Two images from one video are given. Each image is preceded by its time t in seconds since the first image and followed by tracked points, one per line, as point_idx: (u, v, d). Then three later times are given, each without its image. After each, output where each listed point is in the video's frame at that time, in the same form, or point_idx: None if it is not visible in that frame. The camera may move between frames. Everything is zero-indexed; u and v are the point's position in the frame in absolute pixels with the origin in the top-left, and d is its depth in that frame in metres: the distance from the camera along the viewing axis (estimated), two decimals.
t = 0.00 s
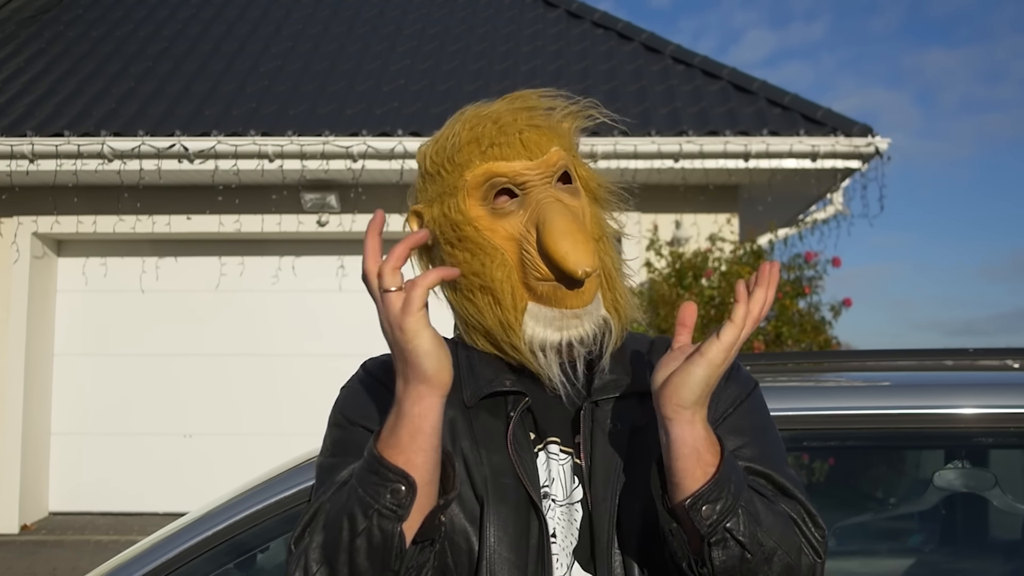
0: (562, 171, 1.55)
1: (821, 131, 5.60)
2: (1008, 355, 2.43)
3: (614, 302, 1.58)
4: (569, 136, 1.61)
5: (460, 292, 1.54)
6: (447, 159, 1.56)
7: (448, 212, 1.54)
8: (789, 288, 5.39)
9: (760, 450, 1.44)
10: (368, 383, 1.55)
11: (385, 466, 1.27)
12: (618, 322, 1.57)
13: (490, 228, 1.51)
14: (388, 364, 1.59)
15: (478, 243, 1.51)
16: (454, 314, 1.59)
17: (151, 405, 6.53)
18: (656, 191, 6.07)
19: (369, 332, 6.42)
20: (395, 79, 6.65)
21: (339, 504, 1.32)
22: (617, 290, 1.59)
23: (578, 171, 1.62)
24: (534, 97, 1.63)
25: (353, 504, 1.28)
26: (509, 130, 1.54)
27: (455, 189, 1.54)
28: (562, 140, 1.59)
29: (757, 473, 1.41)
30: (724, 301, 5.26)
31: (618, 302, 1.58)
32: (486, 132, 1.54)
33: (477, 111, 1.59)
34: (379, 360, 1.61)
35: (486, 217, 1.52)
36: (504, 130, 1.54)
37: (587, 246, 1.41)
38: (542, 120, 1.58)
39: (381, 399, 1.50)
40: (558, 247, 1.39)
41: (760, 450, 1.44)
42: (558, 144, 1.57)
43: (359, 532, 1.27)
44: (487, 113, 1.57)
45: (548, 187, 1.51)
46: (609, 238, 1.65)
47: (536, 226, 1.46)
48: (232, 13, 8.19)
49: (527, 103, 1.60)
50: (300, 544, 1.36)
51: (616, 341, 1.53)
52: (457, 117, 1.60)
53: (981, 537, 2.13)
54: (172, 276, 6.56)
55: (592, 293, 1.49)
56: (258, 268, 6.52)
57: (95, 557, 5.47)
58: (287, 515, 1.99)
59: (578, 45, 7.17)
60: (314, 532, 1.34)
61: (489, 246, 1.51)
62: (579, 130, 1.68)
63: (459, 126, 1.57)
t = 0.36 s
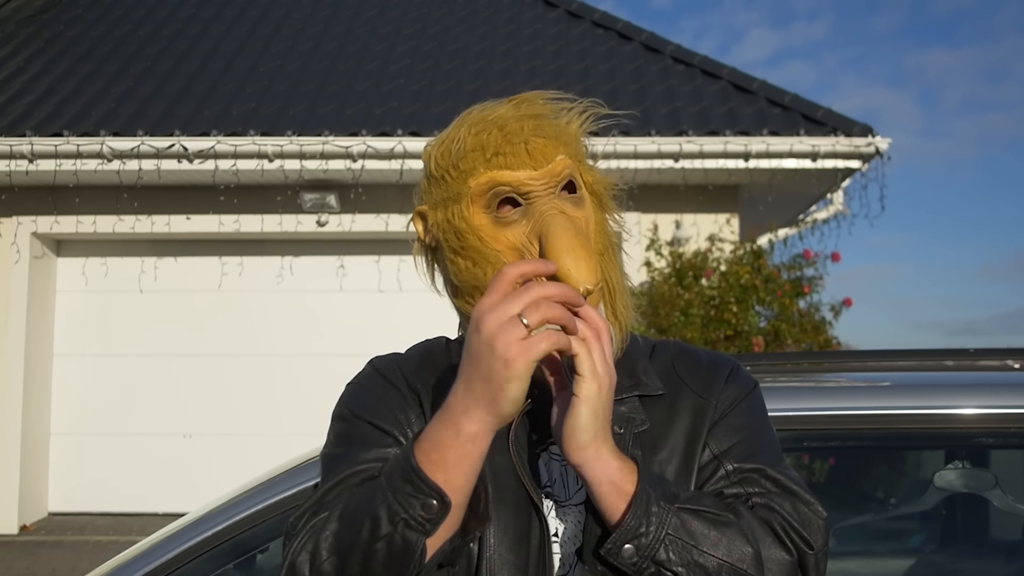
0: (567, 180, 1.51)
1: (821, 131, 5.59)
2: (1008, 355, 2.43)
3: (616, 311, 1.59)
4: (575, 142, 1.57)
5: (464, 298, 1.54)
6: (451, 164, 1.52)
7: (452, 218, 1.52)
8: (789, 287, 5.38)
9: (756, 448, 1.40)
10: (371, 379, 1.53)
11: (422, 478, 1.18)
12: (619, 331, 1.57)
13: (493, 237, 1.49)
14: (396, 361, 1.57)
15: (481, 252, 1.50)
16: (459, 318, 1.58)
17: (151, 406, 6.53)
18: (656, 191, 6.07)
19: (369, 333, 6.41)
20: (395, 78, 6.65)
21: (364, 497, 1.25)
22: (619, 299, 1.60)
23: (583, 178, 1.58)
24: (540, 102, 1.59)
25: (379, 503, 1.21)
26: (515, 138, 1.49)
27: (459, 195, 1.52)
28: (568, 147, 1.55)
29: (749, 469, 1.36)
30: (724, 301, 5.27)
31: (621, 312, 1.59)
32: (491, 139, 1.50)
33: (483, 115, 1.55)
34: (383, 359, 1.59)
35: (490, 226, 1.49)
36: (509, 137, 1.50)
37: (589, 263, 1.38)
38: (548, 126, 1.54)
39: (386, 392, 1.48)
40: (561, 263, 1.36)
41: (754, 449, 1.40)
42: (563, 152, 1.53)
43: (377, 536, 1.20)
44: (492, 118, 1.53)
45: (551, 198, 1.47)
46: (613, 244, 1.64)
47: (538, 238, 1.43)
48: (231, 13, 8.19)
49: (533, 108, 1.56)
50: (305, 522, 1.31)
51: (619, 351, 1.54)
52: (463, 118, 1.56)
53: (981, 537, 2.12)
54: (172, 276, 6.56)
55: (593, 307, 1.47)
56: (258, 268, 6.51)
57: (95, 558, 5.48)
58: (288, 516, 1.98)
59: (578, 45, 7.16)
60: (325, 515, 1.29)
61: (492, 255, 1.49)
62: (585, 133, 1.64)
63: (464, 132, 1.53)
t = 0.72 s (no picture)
0: (562, 178, 1.51)
1: (822, 131, 5.58)
2: (1008, 355, 2.43)
3: (612, 309, 1.57)
4: (571, 139, 1.57)
5: (458, 296, 1.53)
6: (446, 161, 1.51)
7: (446, 216, 1.51)
8: (789, 287, 5.38)
9: (726, 423, 1.44)
10: (390, 356, 1.57)
11: (556, 462, 1.24)
12: (615, 330, 1.56)
13: (487, 235, 1.48)
14: (415, 348, 1.60)
15: (475, 249, 1.49)
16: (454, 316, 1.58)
17: (151, 405, 6.53)
18: (656, 191, 6.06)
19: (370, 333, 6.40)
20: (395, 78, 6.65)
21: (471, 448, 1.27)
22: (615, 297, 1.59)
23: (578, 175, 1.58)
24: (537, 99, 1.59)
25: (495, 459, 1.25)
26: (510, 136, 1.49)
27: (454, 193, 1.51)
28: (564, 144, 1.54)
29: (717, 447, 1.41)
30: (724, 301, 5.26)
31: (617, 309, 1.58)
32: (486, 137, 1.49)
33: (479, 113, 1.54)
34: (404, 342, 1.62)
35: (484, 223, 1.48)
36: (503, 135, 1.49)
37: (582, 261, 1.39)
38: (544, 123, 1.54)
39: (401, 370, 1.52)
40: (554, 262, 1.36)
41: (725, 425, 1.44)
42: (559, 149, 1.53)
43: (472, 486, 1.22)
44: (488, 116, 1.53)
45: (546, 196, 1.48)
46: (608, 242, 1.63)
47: (532, 236, 1.43)
48: (231, 12, 8.18)
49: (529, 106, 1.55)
50: (367, 445, 1.32)
51: (613, 352, 1.51)
52: (458, 116, 1.56)
53: (982, 538, 2.12)
54: (171, 276, 6.56)
55: (586, 304, 1.47)
56: (258, 268, 6.51)
57: (94, 558, 5.47)
58: (290, 515, 1.98)
59: (578, 45, 7.16)
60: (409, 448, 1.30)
61: (486, 253, 1.48)
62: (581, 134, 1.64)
63: (459, 129, 1.53)
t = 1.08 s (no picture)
0: (564, 182, 1.50)
1: (822, 131, 5.58)
2: (1009, 355, 2.43)
3: (609, 314, 1.57)
4: (574, 142, 1.56)
5: (457, 297, 1.55)
6: (448, 161, 1.51)
7: (447, 217, 1.52)
8: (789, 287, 5.37)
9: (716, 403, 1.42)
10: (395, 351, 1.55)
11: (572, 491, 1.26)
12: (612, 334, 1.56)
13: (487, 239, 1.49)
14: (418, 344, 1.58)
15: (475, 252, 1.50)
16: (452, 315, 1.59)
17: (151, 405, 6.52)
18: (657, 191, 6.06)
19: (370, 333, 6.40)
20: (395, 78, 6.65)
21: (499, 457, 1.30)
22: (614, 300, 1.59)
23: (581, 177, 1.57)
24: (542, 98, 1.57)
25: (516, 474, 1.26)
26: (514, 139, 1.48)
27: (455, 194, 1.51)
28: (567, 147, 1.53)
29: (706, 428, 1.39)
30: (724, 301, 5.26)
31: (616, 313, 1.58)
32: (489, 138, 1.48)
33: (483, 110, 1.53)
34: (407, 337, 1.61)
35: (485, 226, 1.49)
36: (507, 137, 1.48)
37: (581, 272, 1.39)
38: (548, 125, 1.52)
39: (407, 366, 1.49)
40: (552, 273, 1.37)
41: (715, 405, 1.42)
42: (562, 152, 1.51)
43: (498, 486, 1.24)
44: (492, 115, 1.51)
45: (548, 201, 1.47)
46: (608, 245, 1.64)
47: (532, 244, 1.44)
48: (231, 12, 8.18)
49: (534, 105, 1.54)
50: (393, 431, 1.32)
51: (610, 357, 1.51)
52: (462, 113, 1.54)
53: (982, 538, 2.13)
54: (171, 276, 6.55)
55: (584, 313, 1.47)
56: (258, 268, 6.50)
57: (94, 558, 5.47)
58: (290, 515, 1.98)
59: (578, 44, 7.16)
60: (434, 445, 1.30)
61: (485, 256, 1.49)
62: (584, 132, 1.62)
63: (461, 127, 1.51)
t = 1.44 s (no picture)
0: (567, 167, 1.51)
1: (823, 131, 5.57)
2: (1009, 355, 2.43)
3: (607, 304, 1.55)
4: (583, 130, 1.56)
5: (457, 279, 1.55)
6: (455, 142, 1.53)
7: (450, 197, 1.53)
8: (790, 287, 5.37)
9: (741, 438, 1.42)
10: (377, 368, 1.54)
11: (554, 553, 1.24)
12: (611, 325, 1.55)
13: (486, 218, 1.49)
14: (405, 356, 1.57)
15: (474, 231, 1.50)
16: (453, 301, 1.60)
17: (151, 406, 6.52)
18: (657, 191, 6.06)
19: (371, 333, 6.39)
20: (395, 78, 6.65)
21: (469, 536, 1.28)
22: (614, 292, 1.58)
23: (587, 168, 1.57)
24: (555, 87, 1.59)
25: (494, 552, 1.25)
26: (518, 118, 1.49)
27: (458, 174, 1.52)
28: (575, 134, 1.54)
29: (730, 463, 1.39)
30: (725, 301, 5.26)
31: (615, 304, 1.57)
32: (495, 118, 1.50)
33: (494, 97, 1.56)
34: (390, 349, 1.61)
35: (483, 205, 1.50)
36: (513, 117, 1.50)
37: (572, 246, 1.38)
38: (557, 110, 1.54)
39: (388, 389, 1.49)
40: (540, 242, 1.37)
41: (741, 439, 1.41)
42: (568, 138, 1.52)
43: None
44: (501, 99, 1.54)
45: (548, 181, 1.47)
46: (616, 235, 1.62)
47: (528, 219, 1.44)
48: (230, 12, 8.17)
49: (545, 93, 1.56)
50: (360, 519, 1.30)
51: (604, 348, 1.53)
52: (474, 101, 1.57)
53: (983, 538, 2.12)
54: (171, 276, 6.55)
55: (576, 294, 1.47)
56: (258, 269, 6.50)
57: (94, 558, 5.47)
58: (289, 516, 1.97)
59: (579, 44, 7.15)
60: (405, 527, 1.29)
61: (483, 235, 1.49)
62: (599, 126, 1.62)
63: (472, 112, 1.54)
